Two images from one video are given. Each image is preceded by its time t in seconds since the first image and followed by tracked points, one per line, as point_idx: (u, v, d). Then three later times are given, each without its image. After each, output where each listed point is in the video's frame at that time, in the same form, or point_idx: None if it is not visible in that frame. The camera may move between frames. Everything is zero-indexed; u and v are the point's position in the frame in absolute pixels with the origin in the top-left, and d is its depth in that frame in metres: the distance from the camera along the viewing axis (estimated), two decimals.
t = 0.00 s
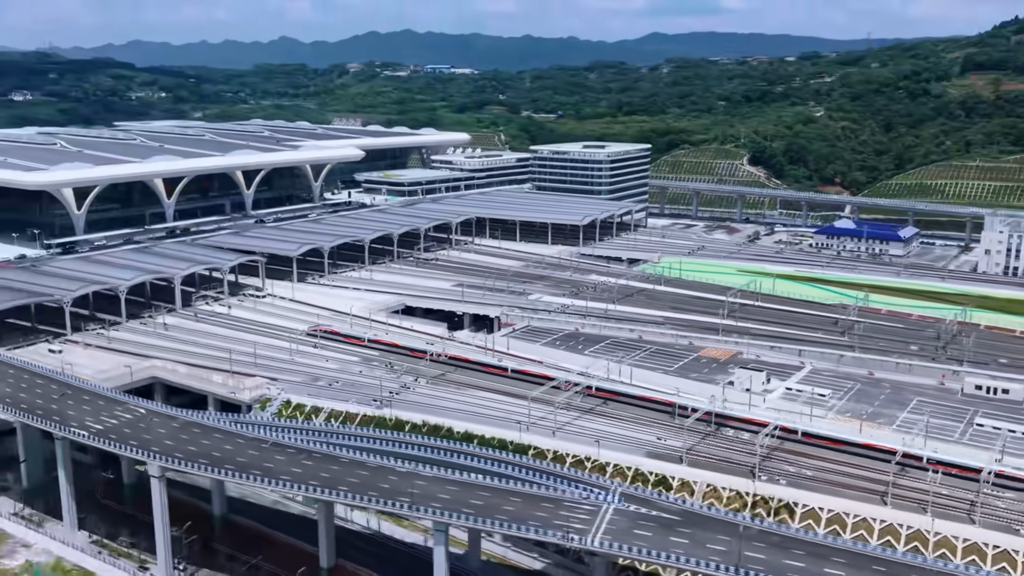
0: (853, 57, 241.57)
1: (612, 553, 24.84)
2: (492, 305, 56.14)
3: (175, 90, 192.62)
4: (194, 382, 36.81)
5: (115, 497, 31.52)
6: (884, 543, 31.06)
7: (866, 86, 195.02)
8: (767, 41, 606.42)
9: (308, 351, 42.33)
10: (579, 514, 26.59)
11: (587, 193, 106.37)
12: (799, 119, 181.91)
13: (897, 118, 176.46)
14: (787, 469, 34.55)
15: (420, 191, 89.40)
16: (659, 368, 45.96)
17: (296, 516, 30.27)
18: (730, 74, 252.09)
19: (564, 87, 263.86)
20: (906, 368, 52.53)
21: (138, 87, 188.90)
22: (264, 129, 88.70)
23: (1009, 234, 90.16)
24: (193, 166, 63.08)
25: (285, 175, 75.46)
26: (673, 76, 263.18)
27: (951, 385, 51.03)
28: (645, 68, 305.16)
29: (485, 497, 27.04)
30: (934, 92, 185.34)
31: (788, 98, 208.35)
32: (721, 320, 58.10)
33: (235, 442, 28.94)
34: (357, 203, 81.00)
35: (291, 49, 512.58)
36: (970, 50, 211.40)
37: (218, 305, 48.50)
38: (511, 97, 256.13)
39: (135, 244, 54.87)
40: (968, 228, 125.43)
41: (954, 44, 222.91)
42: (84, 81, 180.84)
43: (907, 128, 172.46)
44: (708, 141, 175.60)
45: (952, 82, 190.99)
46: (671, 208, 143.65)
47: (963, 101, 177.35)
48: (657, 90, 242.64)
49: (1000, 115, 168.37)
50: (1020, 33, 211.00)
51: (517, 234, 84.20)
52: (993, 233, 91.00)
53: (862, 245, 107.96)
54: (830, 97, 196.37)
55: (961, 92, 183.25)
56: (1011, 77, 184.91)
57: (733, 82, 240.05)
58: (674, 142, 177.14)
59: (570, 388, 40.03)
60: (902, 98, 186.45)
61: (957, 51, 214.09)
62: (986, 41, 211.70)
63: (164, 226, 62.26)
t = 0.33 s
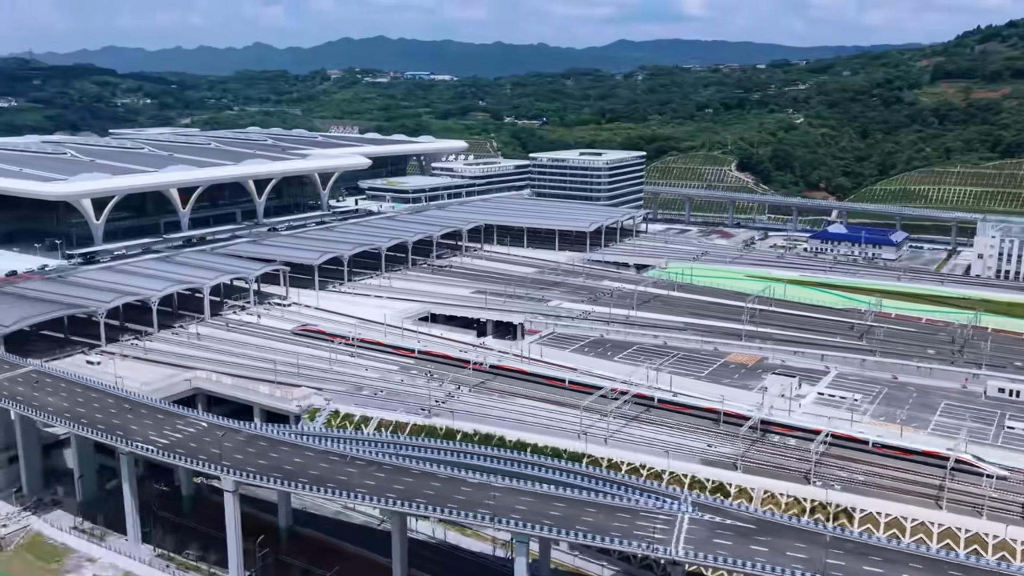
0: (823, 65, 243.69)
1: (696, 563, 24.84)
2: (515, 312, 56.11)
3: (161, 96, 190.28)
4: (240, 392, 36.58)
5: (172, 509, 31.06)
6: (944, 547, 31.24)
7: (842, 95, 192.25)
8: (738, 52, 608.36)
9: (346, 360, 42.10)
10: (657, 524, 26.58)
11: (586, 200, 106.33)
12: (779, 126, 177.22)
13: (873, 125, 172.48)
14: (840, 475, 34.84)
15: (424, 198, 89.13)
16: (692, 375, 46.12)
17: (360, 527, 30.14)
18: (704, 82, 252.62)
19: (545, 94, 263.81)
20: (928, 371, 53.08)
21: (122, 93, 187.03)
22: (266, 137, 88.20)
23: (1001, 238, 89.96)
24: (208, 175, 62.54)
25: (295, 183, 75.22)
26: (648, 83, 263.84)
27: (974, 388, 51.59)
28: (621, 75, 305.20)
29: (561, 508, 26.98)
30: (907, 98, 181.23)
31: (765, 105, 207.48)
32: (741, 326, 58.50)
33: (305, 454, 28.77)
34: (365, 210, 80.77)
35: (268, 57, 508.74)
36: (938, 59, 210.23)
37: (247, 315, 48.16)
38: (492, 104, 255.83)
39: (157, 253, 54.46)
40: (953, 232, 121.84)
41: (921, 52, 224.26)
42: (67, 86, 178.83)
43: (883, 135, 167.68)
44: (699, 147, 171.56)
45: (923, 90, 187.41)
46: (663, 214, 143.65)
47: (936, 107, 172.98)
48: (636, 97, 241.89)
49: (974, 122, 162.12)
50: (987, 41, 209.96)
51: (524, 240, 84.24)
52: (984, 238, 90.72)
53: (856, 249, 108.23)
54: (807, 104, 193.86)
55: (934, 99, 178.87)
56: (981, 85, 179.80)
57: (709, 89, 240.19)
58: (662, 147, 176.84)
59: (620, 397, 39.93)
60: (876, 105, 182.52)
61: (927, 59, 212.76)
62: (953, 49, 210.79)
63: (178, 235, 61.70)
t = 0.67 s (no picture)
0: (796, 71, 246.04)
1: (770, 567, 24.90)
2: (535, 316, 56.26)
3: (149, 102, 188.72)
4: (284, 400, 36.62)
5: (227, 517, 30.83)
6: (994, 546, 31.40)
7: (821, 100, 188.87)
8: (711, 62, 609.68)
9: (382, 367, 42.08)
10: (724, 530, 26.65)
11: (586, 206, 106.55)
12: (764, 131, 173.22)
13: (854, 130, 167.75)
14: (882, 475, 35.18)
15: (429, 204, 89.20)
16: (721, 378, 46.50)
17: (417, 532, 30.11)
18: (683, 87, 253.04)
19: (530, 99, 263.75)
20: (945, 372, 53.73)
21: (109, 98, 185.60)
22: (270, 144, 87.96)
23: (994, 241, 89.97)
24: (222, 182, 62.22)
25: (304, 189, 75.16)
26: (627, 89, 264.31)
27: (993, 387, 52.23)
28: (601, 81, 305.16)
29: (628, 514, 26.96)
30: (885, 105, 177.04)
31: (746, 111, 206.96)
32: (759, 329, 59.13)
33: (367, 462, 28.69)
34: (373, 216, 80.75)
35: (250, 63, 506.00)
36: (910, 66, 208.45)
37: (274, 322, 48.04)
38: (477, 109, 255.55)
39: (177, 261, 54.27)
40: (942, 234, 119.34)
41: (891, 59, 225.81)
42: (54, 91, 177.28)
43: (863, 140, 162.78)
44: (691, 152, 167.43)
45: (899, 96, 183.12)
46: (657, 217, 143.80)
47: (914, 115, 167.36)
48: (619, 103, 241.49)
49: (952, 128, 157.48)
50: (956, 49, 208.75)
51: (532, 244, 84.45)
52: (977, 241, 90.61)
53: (851, 252, 108.71)
54: (789, 110, 190.42)
55: (911, 106, 174.30)
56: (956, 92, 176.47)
57: (688, 95, 240.42)
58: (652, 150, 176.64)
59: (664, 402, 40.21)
60: (855, 112, 178.16)
61: (902, 66, 210.56)
62: (924, 57, 209.13)
63: (193, 242, 61.36)
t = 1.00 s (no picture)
0: (776, 78, 246.57)
1: (841, 568, 25.14)
2: (558, 321, 56.52)
3: (139, 108, 187.25)
4: (330, 406, 36.75)
5: (286, 524, 30.84)
6: None
7: (805, 107, 183.41)
8: (687, 69, 606.37)
9: (419, 374, 42.21)
10: (790, 532, 26.88)
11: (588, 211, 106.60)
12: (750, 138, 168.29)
13: (837, 135, 162.36)
14: (927, 476, 35.57)
15: (436, 210, 89.28)
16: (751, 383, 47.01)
17: (477, 537, 30.26)
18: (666, 94, 252.55)
19: (518, 105, 263.45)
20: (962, 373, 54.38)
21: (100, 104, 184.63)
22: (279, 151, 87.95)
23: (988, 244, 87.67)
24: (240, 190, 62.11)
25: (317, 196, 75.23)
26: (611, 96, 264.19)
27: (1012, 388, 52.81)
28: (584, 88, 304.46)
29: (696, 519, 27.11)
30: (865, 111, 169.66)
31: (731, 117, 206.15)
32: (778, 333, 59.66)
33: (431, 469, 28.81)
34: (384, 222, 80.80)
35: (234, 69, 503.17)
36: (887, 74, 205.92)
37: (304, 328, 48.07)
38: (466, 114, 255.16)
39: (202, 269, 54.24)
40: (932, 237, 115.11)
41: (868, 66, 225.64)
42: (44, 97, 176.10)
43: (846, 145, 157.81)
44: (685, 156, 163.39)
45: (877, 102, 177.49)
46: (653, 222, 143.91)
47: (895, 120, 162.32)
48: (606, 109, 241.18)
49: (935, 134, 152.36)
50: (929, 57, 206.32)
51: (542, 249, 84.62)
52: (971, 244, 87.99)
53: (846, 254, 106.26)
54: (774, 116, 187.19)
55: (891, 112, 168.36)
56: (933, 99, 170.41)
57: (672, 101, 240.11)
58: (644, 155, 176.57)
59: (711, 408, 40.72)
60: (836, 118, 171.24)
61: (878, 73, 207.79)
62: (897, 65, 206.38)
63: (211, 249, 61.12)
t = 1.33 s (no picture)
0: (759, 85, 247.82)
1: (918, 568, 25.67)
2: (586, 326, 57.09)
3: (136, 114, 186.77)
4: (385, 412, 37.14)
5: (355, 529, 31.17)
6: None
7: (792, 114, 182.00)
8: (666, 76, 604.57)
9: (465, 379, 42.60)
10: (862, 533, 27.46)
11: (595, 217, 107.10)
12: (740, 144, 167.06)
13: (822, 142, 159.47)
14: (974, 476, 36.24)
15: (448, 216, 89.73)
16: (786, 386, 47.80)
17: (545, 540, 30.67)
18: (652, 101, 252.85)
19: (509, 111, 263.83)
20: (984, 374, 55.45)
21: (96, 111, 184.31)
22: (292, 159, 88.26)
23: (988, 248, 88.01)
24: (265, 199, 62.32)
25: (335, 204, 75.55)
26: (598, 102, 264.78)
27: None
28: (571, 94, 305.05)
29: (771, 521, 27.63)
30: (850, 118, 167.22)
31: (719, 124, 206.43)
32: (801, 336, 60.48)
33: (505, 475, 29.26)
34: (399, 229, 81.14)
35: (220, 75, 502.01)
36: (864, 81, 204.59)
37: (342, 334, 48.35)
38: (457, 120, 255.40)
39: (234, 277, 54.46)
40: (924, 241, 115.43)
41: (846, 74, 225.71)
42: (39, 103, 175.51)
43: (832, 151, 156.08)
44: (680, 162, 162.47)
45: (860, 109, 175.21)
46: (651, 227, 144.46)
47: (877, 126, 158.65)
48: (595, 116, 241.63)
49: (917, 140, 149.71)
50: (904, 66, 205.46)
51: (556, 254, 85.29)
52: (970, 248, 88.31)
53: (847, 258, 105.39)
54: (762, 123, 187.56)
55: (873, 119, 165.23)
56: (913, 106, 168.31)
57: (658, 108, 240.77)
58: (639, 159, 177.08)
59: (759, 412, 41.68)
60: (821, 125, 169.54)
61: (856, 80, 206.63)
62: (875, 72, 205.01)
63: (237, 257, 61.19)
